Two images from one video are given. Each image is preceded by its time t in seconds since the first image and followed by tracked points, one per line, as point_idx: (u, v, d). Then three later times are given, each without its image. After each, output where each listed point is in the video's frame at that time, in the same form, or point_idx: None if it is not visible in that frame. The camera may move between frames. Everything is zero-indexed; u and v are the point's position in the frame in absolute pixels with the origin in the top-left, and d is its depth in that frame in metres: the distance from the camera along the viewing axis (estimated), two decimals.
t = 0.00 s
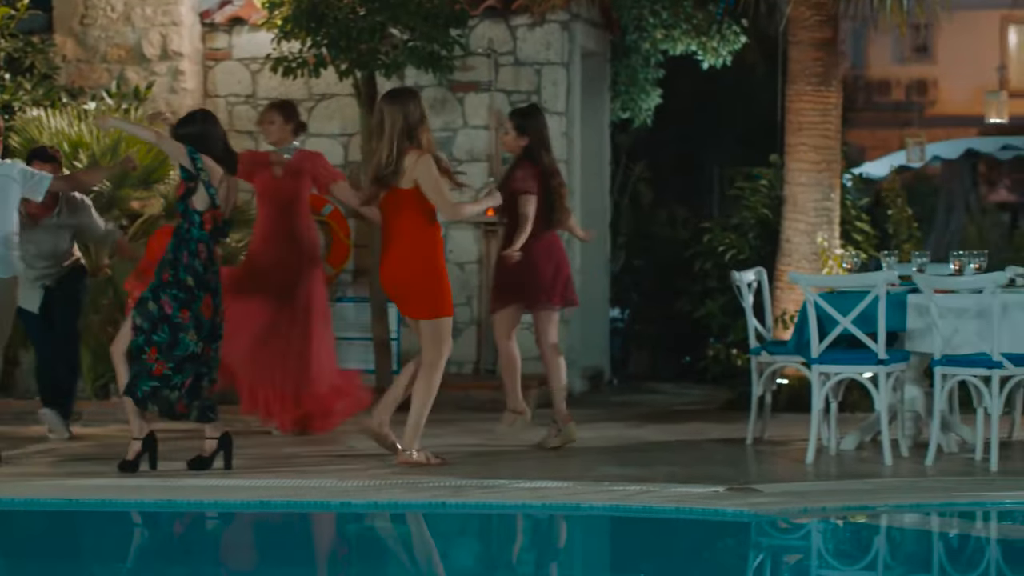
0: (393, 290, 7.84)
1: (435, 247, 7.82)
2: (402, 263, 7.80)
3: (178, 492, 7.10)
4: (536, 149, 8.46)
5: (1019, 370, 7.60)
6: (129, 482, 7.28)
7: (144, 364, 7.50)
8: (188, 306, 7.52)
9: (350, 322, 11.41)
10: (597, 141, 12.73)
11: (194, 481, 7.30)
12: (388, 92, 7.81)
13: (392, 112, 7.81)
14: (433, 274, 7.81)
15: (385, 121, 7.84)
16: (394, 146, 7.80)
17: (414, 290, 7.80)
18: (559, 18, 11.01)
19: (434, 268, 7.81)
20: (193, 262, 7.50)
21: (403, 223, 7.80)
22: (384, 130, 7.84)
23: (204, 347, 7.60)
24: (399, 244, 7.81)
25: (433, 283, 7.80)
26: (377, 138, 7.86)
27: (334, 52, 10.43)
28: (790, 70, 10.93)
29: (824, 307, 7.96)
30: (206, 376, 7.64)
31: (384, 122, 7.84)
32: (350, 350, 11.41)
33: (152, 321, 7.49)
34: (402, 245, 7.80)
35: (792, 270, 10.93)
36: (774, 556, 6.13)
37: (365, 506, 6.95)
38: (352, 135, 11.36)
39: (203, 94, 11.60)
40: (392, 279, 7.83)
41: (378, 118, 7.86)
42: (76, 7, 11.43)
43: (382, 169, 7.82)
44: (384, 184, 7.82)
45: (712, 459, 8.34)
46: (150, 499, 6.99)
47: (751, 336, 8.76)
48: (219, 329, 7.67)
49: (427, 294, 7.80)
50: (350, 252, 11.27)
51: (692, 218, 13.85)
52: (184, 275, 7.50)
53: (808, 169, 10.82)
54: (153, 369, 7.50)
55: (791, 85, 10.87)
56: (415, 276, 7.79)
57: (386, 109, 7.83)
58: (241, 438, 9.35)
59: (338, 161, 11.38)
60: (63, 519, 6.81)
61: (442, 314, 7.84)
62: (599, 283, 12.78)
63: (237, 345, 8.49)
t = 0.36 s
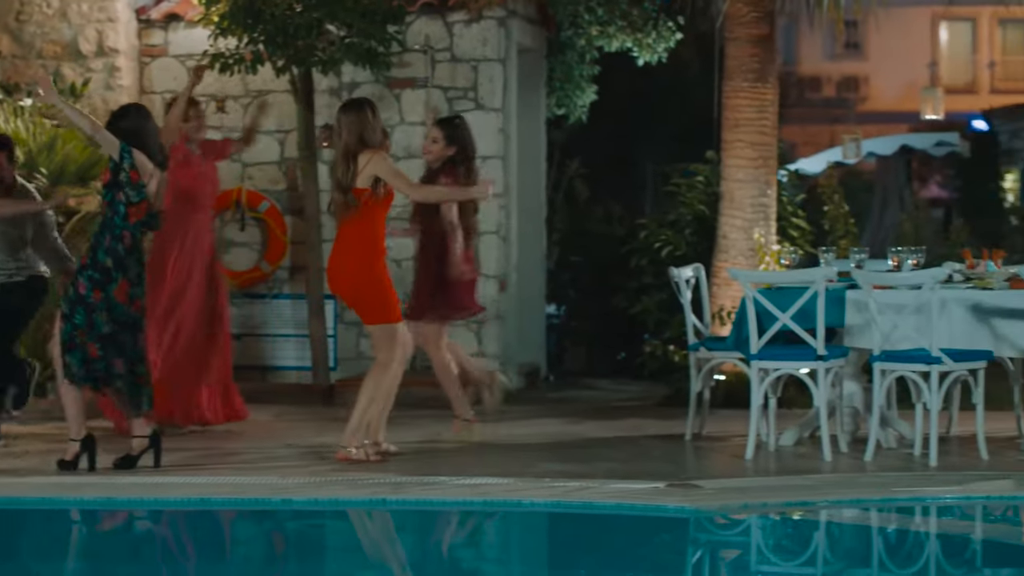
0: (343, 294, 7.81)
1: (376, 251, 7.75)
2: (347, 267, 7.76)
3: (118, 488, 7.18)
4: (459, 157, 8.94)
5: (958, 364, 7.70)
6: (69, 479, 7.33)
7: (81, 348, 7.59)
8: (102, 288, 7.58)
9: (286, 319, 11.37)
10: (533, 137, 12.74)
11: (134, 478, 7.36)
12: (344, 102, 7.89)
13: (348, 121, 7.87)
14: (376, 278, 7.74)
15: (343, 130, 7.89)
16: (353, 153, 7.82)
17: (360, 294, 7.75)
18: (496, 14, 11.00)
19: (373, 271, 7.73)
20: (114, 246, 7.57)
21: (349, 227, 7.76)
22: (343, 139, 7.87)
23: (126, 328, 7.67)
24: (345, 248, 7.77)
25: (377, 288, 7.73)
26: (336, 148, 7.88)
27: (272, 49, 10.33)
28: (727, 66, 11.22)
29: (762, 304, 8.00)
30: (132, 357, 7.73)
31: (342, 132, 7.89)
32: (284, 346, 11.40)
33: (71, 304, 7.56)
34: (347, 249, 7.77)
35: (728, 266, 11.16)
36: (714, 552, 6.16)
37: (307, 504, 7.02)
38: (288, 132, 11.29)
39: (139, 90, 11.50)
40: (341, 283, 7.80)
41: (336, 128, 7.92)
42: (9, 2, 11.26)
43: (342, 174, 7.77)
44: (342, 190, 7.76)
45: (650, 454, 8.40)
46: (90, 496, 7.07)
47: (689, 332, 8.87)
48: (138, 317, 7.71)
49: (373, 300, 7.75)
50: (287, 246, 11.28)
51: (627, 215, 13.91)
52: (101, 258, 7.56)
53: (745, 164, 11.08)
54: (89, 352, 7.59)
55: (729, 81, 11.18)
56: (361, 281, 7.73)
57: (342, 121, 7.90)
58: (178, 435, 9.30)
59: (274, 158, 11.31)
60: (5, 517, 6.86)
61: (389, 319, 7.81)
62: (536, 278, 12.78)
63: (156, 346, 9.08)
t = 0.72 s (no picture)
0: (284, 287, 8.07)
1: (328, 247, 8.05)
2: (294, 260, 8.04)
3: (53, 487, 7.14)
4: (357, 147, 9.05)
5: (891, 359, 7.75)
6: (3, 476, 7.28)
7: (14, 351, 7.60)
8: (46, 288, 7.66)
9: (218, 315, 11.27)
10: (465, 132, 12.74)
11: (69, 476, 7.33)
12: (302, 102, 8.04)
13: (308, 120, 8.04)
14: (324, 273, 8.03)
15: (301, 128, 8.04)
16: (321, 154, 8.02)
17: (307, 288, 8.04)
18: (428, 10, 10.99)
19: (323, 265, 8.03)
20: (51, 245, 7.66)
21: (302, 221, 8.05)
22: (305, 137, 8.03)
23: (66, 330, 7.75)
24: (294, 242, 8.05)
25: (326, 283, 8.04)
26: (297, 146, 8.04)
27: (203, 44, 10.23)
28: (659, 62, 11.61)
29: (697, 298, 8.09)
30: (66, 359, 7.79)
31: (301, 130, 8.05)
32: (216, 342, 11.27)
33: (16, 306, 7.58)
34: (296, 244, 8.04)
35: (661, 261, 11.55)
36: (649, 547, 6.20)
37: (244, 501, 7.02)
38: (220, 128, 11.23)
39: (70, 86, 11.38)
40: (283, 276, 8.06)
41: (293, 125, 8.05)
42: None
43: (314, 178, 8.01)
44: (307, 189, 8.03)
45: (585, 449, 8.46)
46: (26, 493, 7.03)
47: (623, 327, 9.08)
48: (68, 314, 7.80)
49: (320, 293, 8.04)
50: (219, 243, 11.22)
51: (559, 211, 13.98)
52: (43, 258, 7.64)
53: (677, 160, 11.50)
54: (27, 356, 7.62)
55: (661, 77, 11.58)
56: (310, 276, 8.02)
57: (298, 120, 8.06)
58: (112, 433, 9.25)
59: (206, 154, 11.25)
60: None
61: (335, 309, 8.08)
62: (468, 274, 12.78)
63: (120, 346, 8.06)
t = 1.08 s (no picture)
0: (250, 284, 7.96)
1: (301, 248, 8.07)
2: (269, 259, 7.95)
3: None
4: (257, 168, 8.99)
5: (827, 353, 7.80)
6: None
7: None
8: None
9: (150, 310, 11.20)
10: (395, 124, 12.71)
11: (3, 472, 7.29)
12: (246, 109, 8.09)
13: (256, 128, 8.08)
14: (298, 271, 8.03)
15: (253, 135, 8.08)
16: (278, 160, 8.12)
17: (279, 286, 8.00)
18: (360, 3, 10.96)
19: (299, 263, 8.03)
20: None
21: (280, 221, 8.01)
22: (260, 143, 8.08)
23: None
24: (269, 240, 7.97)
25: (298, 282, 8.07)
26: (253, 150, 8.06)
27: (136, 38, 10.17)
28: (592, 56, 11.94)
29: (631, 292, 8.16)
30: None
31: (254, 136, 8.08)
32: (148, 336, 11.19)
33: None
34: (272, 242, 7.97)
35: (593, 255, 11.83)
36: (583, 540, 6.24)
37: (180, 496, 7.01)
38: (151, 121, 11.14)
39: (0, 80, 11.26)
40: (252, 274, 7.95)
41: (245, 132, 8.06)
42: None
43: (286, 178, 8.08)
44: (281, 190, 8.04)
45: (521, 443, 8.50)
46: None
47: (558, 322, 9.23)
48: None
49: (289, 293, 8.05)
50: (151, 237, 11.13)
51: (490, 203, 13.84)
52: None
53: (609, 154, 11.79)
54: None
55: (594, 70, 11.93)
56: (285, 274, 7.98)
57: (241, 128, 8.08)
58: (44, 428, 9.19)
59: (137, 148, 11.16)
60: None
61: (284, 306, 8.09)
62: (400, 268, 12.76)
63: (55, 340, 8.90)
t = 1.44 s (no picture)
0: (210, 288, 7.94)
1: (261, 245, 7.94)
2: (226, 261, 7.89)
3: None
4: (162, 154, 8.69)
5: (772, 345, 7.85)
6: None
7: None
8: None
9: (92, 304, 11.10)
10: (336, 116, 12.66)
11: None
12: (209, 107, 8.07)
13: (216, 130, 8.04)
14: (258, 270, 7.92)
15: (219, 133, 8.05)
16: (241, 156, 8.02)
17: (239, 286, 7.93)
18: None
19: (256, 261, 7.91)
20: None
21: (233, 221, 7.88)
22: (221, 141, 8.02)
23: None
24: (225, 242, 7.89)
25: (260, 280, 7.95)
26: (211, 149, 8.01)
27: (77, 32, 10.06)
28: (535, 49, 12.06)
29: (577, 285, 8.21)
30: None
31: (215, 133, 8.04)
32: (89, 330, 11.09)
33: None
34: (227, 244, 7.89)
35: (536, 248, 11.95)
36: (528, 533, 6.26)
37: (127, 490, 7.00)
38: (93, 115, 11.05)
39: None
40: (211, 276, 7.93)
41: (208, 130, 8.04)
42: None
43: (240, 178, 7.91)
44: (232, 190, 7.88)
45: (467, 436, 8.53)
46: None
47: (503, 315, 9.25)
48: None
49: (252, 291, 7.96)
50: (93, 231, 10.98)
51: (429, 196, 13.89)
52: None
53: (551, 147, 11.92)
54: None
55: (537, 64, 12.02)
56: (242, 274, 7.90)
57: (204, 125, 8.08)
58: None
59: (79, 141, 11.06)
60: None
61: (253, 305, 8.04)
62: (342, 262, 12.72)
63: None
